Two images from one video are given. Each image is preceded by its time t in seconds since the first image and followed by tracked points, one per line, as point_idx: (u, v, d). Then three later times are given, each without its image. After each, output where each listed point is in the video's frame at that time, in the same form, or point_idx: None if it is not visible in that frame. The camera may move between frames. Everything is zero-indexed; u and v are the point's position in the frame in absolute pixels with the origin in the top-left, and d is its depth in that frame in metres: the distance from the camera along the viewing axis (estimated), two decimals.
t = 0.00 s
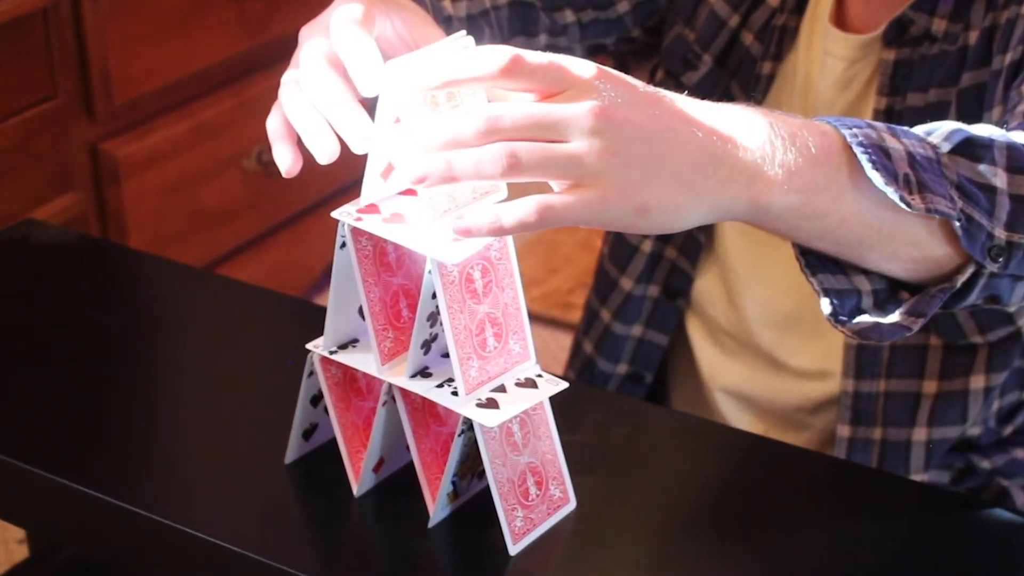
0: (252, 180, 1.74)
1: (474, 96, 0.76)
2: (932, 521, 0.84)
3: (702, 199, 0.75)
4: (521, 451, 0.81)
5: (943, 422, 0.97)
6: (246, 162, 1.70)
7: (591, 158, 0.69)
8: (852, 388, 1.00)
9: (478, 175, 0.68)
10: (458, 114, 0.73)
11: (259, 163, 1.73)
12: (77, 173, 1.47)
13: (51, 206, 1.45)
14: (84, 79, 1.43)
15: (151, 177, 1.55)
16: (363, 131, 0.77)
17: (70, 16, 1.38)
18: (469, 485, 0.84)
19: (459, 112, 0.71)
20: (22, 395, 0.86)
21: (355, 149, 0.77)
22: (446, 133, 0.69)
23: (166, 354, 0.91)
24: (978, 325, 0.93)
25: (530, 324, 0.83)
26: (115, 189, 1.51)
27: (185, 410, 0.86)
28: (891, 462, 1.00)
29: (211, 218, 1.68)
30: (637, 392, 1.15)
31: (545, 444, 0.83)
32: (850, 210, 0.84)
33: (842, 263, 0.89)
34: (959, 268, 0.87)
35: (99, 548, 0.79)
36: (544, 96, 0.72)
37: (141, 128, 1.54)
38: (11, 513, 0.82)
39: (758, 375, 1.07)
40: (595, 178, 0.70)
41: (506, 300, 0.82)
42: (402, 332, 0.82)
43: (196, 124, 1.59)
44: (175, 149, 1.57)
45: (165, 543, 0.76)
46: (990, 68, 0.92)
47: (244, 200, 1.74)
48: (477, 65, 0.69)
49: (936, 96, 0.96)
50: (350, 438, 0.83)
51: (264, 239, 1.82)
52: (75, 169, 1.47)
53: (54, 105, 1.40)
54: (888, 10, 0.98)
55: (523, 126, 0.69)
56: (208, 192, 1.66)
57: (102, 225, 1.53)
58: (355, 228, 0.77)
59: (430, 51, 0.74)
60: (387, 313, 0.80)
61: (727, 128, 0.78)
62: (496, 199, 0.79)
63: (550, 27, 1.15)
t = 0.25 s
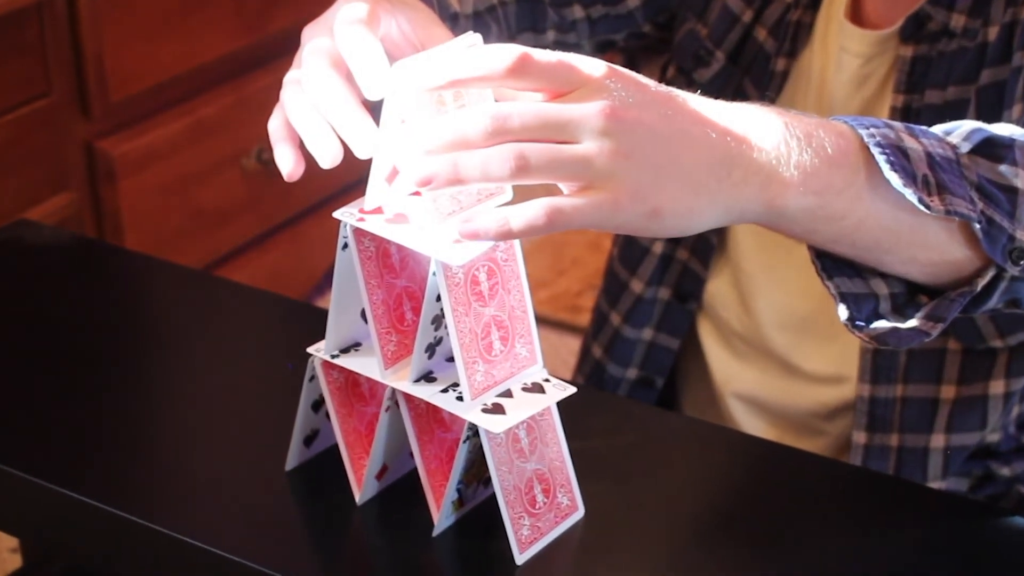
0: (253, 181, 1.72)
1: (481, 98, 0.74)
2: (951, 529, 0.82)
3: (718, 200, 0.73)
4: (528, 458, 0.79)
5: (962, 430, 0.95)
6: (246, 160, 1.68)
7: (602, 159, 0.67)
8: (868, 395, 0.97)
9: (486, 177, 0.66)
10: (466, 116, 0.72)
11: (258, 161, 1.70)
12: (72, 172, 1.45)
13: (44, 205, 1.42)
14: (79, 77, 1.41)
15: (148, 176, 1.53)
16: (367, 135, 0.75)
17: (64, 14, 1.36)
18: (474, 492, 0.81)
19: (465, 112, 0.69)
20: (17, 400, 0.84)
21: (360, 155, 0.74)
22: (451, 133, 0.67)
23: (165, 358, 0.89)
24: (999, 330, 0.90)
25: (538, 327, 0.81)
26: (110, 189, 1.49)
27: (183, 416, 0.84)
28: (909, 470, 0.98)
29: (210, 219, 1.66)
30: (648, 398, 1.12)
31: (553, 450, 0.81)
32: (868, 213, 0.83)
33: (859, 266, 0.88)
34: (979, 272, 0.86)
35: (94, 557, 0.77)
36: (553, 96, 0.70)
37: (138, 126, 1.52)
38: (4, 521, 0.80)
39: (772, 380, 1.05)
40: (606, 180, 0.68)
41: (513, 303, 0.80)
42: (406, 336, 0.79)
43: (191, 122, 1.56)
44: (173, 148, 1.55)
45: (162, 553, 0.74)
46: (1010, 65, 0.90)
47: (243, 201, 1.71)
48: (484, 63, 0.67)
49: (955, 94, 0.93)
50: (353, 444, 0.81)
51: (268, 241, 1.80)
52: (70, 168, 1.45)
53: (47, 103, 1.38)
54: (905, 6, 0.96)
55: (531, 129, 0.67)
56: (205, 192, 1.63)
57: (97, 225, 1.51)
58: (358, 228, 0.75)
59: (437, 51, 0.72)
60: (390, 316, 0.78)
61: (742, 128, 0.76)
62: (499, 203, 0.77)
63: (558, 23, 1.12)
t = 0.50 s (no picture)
0: (254, 183, 1.70)
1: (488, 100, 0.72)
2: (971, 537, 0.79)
3: (728, 206, 0.71)
4: (534, 465, 0.77)
5: (980, 436, 0.92)
6: (246, 159, 1.66)
7: (610, 162, 0.65)
8: (882, 400, 0.95)
9: (491, 180, 0.64)
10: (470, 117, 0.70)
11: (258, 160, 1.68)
12: (68, 171, 1.42)
13: (40, 205, 1.39)
14: (75, 74, 1.37)
15: (146, 175, 1.50)
16: (369, 138, 0.73)
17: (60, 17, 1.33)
18: (480, 500, 0.79)
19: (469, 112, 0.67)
20: (11, 405, 0.82)
21: (361, 158, 0.73)
22: (455, 135, 0.65)
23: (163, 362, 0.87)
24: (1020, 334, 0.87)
25: (545, 330, 0.79)
26: (106, 188, 1.46)
27: (182, 422, 0.82)
28: (926, 477, 0.95)
29: (208, 219, 1.63)
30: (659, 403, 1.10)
31: (560, 457, 0.79)
32: (884, 216, 0.81)
33: (874, 270, 0.85)
34: (997, 276, 0.84)
35: (89, 565, 0.75)
36: (560, 96, 0.67)
37: (133, 125, 1.49)
38: None
39: (787, 385, 1.02)
40: (614, 183, 0.66)
41: (519, 305, 0.78)
42: (410, 339, 0.78)
43: (190, 120, 1.54)
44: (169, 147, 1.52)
45: (158, 561, 0.72)
46: None
47: (243, 199, 1.69)
48: (489, 64, 0.64)
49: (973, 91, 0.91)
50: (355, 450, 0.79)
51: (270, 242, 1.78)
52: (66, 167, 1.42)
53: (42, 100, 1.35)
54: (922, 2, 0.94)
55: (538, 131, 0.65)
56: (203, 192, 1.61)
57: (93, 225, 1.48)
58: (360, 229, 0.73)
59: (442, 50, 0.70)
60: (394, 320, 0.76)
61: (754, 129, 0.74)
62: (505, 207, 0.76)
63: (565, 20, 1.10)
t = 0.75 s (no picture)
0: (254, 184, 1.68)
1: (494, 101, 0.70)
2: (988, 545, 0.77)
3: (740, 208, 0.69)
4: (541, 471, 0.76)
5: (999, 442, 0.90)
6: (246, 158, 1.64)
7: (619, 164, 0.63)
8: (898, 406, 0.93)
9: (497, 183, 0.62)
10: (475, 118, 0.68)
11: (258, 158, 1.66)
12: (61, 170, 1.41)
13: (32, 204, 1.38)
14: (69, 72, 1.37)
15: (143, 175, 1.49)
16: (371, 139, 0.71)
17: (54, 16, 1.32)
18: (485, 507, 0.77)
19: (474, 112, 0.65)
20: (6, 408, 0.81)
21: (363, 159, 0.71)
22: (459, 134, 0.63)
23: (163, 365, 0.85)
24: None
25: (553, 334, 0.77)
26: (100, 188, 1.44)
27: (180, 427, 0.80)
28: (942, 485, 0.93)
29: (206, 219, 1.61)
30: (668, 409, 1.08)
31: (568, 464, 0.77)
32: (901, 218, 0.79)
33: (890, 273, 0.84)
34: (1014, 280, 0.83)
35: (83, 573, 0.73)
36: (568, 97, 0.66)
37: (129, 123, 1.47)
38: None
39: (798, 390, 1.00)
40: (623, 186, 0.64)
41: (526, 308, 0.76)
42: (414, 343, 0.76)
43: (187, 118, 1.52)
44: (162, 146, 1.50)
45: (154, 569, 0.70)
46: None
47: (243, 198, 1.67)
48: (494, 64, 0.63)
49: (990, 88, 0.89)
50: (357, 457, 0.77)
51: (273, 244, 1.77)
52: (59, 166, 1.40)
53: (35, 98, 1.34)
54: None
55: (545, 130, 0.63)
56: (200, 190, 1.59)
57: (87, 224, 1.46)
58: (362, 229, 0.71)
59: (446, 49, 0.68)
60: (398, 323, 0.75)
61: (765, 130, 0.72)
62: (512, 209, 0.74)
63: (572, 15, 1.08)
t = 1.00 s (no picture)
0: (263, 182, 1.65)
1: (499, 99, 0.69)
2: (1010, 554, 0.75)
3: (753, 208, 0.67)
4: (548, 478, 0.74)
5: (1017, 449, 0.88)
6: (245, 156, 1.60)
7: (627, 164, 0.61)
8: (914, 411, 0.91)
9: (502, 184, 0.60)
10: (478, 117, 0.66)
11: (258, 156, 1.61)
12: (55, 170, 1.35)
13: (25, 204, 1.32)
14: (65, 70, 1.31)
15: (142, 173, 1.44)
16: (373, 137, 0.69)
17: (51, 16, 1.28)
18: (490, 515, 0.75)
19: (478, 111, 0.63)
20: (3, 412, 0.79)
21: (365, 159, 0.69)
22: (462, 134, 0.61)
23: (161, 369, 0.84)
24: None
25: (560, 337, 0.75)
26: (96, 185, 1.38)
27: (179, 432, 0.78)
28: (959, 491, 0.91)
29: (204, 220, 1.57)
30: (677, 415, 1.06)
31: (575, 470, 0.75)
32: (916, 219, 0.78)
33: (904, 276, 0.81)
34: None
35: None
36: (574, 96, 0.64)
37: (127, 120, 1.42)
38: None
39: (812, 395, 0.98)
40: (631, 186, 0.62)
41: (532, 311, 0.74)
42: (418, 347, 0.74)
43: (189, 113, 1.48)
44: (164, 146, 1.46)
45: None
46: None
47: (241, 201, 1.62)
48: (500, 60, 0.61)
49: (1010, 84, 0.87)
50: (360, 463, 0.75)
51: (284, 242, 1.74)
52: (54, 167, 1.34)
53: (31, 95, 1.28)
54: None
55: (551, 131, 0.61)
56: (201, 191, 1.55)
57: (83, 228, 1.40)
58: (364, 231, 0.69)
59: (449, 47, 0.66)
60: (401, 326, 0.73)
61: (777, 129, 0.70)
62: (517, 211, 0.72)
63: (580, 11, 1.07)
